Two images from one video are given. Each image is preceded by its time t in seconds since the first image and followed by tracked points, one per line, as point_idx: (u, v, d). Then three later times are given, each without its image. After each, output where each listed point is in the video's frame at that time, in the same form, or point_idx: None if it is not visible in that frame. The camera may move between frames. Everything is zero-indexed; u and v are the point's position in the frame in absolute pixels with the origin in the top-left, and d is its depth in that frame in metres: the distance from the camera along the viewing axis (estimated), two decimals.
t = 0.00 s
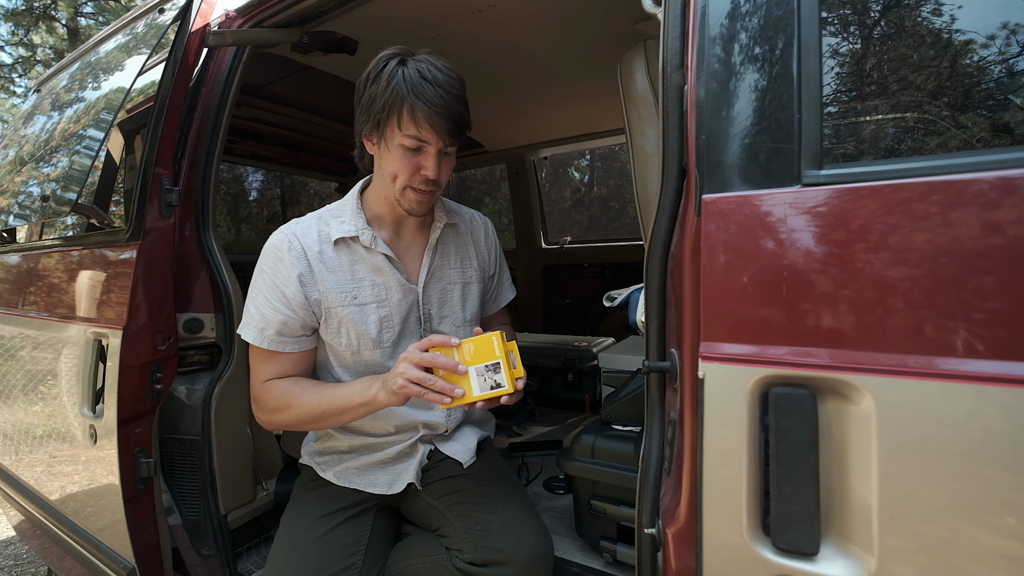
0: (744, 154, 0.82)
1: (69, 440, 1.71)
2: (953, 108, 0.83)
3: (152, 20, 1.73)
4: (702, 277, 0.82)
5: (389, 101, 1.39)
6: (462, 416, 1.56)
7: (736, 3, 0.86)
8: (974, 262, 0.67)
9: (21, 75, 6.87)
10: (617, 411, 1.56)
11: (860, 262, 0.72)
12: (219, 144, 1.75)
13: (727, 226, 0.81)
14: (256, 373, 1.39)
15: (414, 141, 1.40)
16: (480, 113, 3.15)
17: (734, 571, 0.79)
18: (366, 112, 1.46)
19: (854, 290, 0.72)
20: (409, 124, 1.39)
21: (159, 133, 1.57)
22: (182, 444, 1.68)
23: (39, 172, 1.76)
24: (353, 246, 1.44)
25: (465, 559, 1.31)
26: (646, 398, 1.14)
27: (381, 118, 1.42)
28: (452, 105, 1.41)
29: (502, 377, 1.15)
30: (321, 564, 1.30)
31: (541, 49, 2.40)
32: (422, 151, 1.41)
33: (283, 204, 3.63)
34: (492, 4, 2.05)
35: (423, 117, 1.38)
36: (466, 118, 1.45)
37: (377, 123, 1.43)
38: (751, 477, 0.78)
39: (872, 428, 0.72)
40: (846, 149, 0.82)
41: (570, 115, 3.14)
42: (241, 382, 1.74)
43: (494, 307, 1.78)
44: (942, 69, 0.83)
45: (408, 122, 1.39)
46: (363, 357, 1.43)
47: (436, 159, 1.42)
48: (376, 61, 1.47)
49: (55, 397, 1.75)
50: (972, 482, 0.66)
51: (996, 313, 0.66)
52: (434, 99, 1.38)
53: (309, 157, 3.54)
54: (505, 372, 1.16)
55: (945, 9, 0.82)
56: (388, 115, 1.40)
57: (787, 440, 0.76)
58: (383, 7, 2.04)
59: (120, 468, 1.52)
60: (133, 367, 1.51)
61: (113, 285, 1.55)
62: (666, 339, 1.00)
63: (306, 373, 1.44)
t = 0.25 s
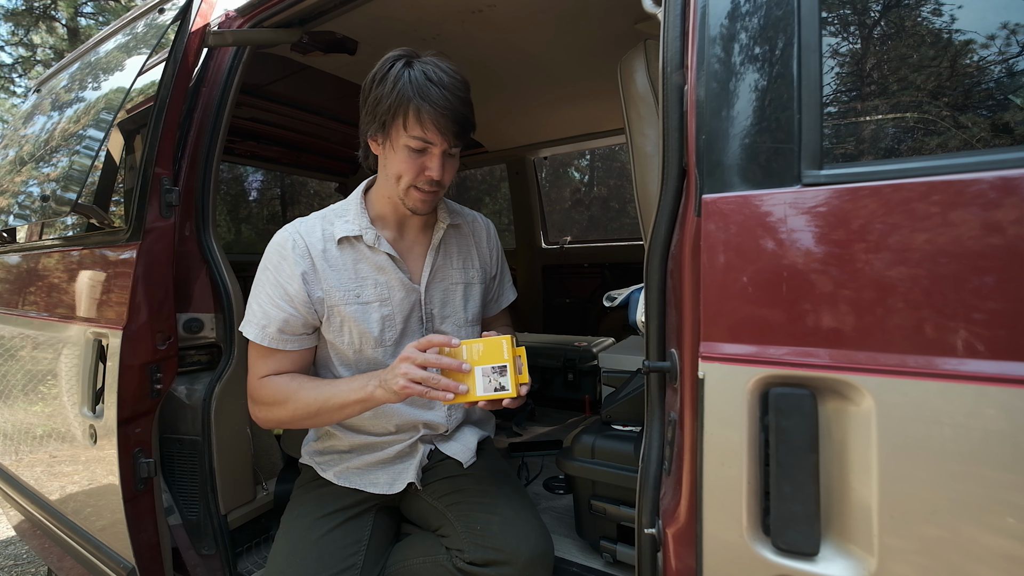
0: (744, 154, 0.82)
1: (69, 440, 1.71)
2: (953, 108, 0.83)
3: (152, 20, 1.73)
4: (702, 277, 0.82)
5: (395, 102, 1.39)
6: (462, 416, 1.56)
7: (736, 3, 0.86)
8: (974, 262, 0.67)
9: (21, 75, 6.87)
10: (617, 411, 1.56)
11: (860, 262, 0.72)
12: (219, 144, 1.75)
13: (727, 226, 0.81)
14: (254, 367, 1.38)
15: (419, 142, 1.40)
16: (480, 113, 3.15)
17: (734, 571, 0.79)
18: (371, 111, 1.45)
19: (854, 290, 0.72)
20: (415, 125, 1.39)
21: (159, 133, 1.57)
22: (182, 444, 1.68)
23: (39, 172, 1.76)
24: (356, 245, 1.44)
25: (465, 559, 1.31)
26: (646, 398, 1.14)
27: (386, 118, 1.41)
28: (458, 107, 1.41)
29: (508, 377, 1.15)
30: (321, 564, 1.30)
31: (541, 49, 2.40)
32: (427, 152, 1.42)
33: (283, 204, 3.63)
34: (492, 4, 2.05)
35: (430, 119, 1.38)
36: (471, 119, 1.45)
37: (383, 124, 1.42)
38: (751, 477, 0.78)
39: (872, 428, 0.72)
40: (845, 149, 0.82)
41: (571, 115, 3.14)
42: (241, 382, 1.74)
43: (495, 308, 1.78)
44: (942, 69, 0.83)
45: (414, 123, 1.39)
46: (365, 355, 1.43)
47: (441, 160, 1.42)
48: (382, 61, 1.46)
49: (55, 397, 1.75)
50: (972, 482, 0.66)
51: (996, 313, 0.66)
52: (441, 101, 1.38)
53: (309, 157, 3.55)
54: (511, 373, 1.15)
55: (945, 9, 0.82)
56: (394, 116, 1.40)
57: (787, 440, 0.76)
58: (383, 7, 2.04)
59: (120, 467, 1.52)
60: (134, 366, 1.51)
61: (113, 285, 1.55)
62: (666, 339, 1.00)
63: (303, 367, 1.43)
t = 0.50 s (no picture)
0: (744, 154, 0.82)
1: (69, 440, 1.71)
2: (953, 108, 0.83)
3: (152, 20, 1.73)
4: (702, 277, 0.82)
5: (402, 102, 1.39)
6: (462, 415, 1.56)
7: (736, 3, 0.86)
8: (974, 262, 0.67)
9: (21, 74, 6.87)
10: (617, 411, 1.56)
11: (860, 262, 0.72)
12: (219, 144, 1.75)
13: (727, 226, 0.81)
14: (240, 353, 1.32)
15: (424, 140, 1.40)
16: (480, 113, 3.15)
17: (734, 571, 0.79)
18: (376, 112, 1.46)
19: (854, 290, 0.72)
20: (421, 125, 1.40)
21: (159, 133, 1.57)
22: (182, 444, 1.68)
23: (39, 172, 1.76)
24: (359, 243, 1.45)
25: (465, 559, 1.32)
26: (646, 398, 1.14)
27: (392, 118, 1.42)
28: (463, 109, 1.42)
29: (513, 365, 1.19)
30: (321, 564, 1.30)
31: (541, 49, 2.40)
32: (432, 151, 1.41)
33: (283, 204, 3.63)
34: (492, 4, 2.05)
35: (436, 119, 1.39)
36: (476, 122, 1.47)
37: (389, 124, 1.43)
38: (751, 477, 0.78)
39: (872, 428, 0.72)
40: (846, 149, 0.82)
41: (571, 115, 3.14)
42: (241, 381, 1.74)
43: (497, 309, 1.78)
44: (942, 69, 0.83)
45: (420, 123, 1.39)
46: (366, 352, 1.42)
47: (446, 160, 1.42)
48: (388, 63, 1.47)
49: (55, 397, 1.75)
50: (972, 482, 0.66)
51: (996, 313, 0.66)
52: (448, 103, 1.40)
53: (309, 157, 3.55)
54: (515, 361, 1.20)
55: (945, 9, 0.82)
56: (400, 116, 1.41)
57: (787, 440, 0.76)
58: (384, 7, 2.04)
59: (120, 467, 1.52)
60: (133, 366, 1.51)
61: (113, 285, 1.55)
62: (667, 339, 1.00)
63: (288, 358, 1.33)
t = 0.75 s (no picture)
0: (744, 154, 0.82)
1: (69, 440, 1.71)
2: (953, 108, 0.83)
3: (152, 20, 1.73)
4: (702, 278, 0.82)
5: (415, 107, 1.40)
6: (461, 414, 1.57)
7: (736, 3, 0.86)
8: (974, 262, 0.67)
9: (21, 75, 6.87)
10: (617, 411, 1.56)
11: (860, 262, 0.72)
12: (219, 144, 1.75)
13: (727, 226, 0.81)
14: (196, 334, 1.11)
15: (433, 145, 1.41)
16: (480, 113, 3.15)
17: (735, 571, 0.79)
18: (388, 114, 1.46)
19: (854, 291, 0.72)
20: (432, 131, 1.40)
21: (159, 133, 1.57)
22: (182, 444, 1.68)
23: (39, 172, 1.76)
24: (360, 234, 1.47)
25: (466, 559, 1.31)
26: (646, 398, 1.14)
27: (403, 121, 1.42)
28: (475, 120, 1.44)
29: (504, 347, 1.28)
30: (322, 565, 1.30)
31: (541, 49, 2.40)
32: (439, 157, 1.42)
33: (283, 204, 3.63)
34: (492, 4, 2.05)
35: (448, 127, 1.39)
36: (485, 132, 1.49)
37: (399, 127, 1.43)
38: (751, 477, 0.78)
39: (872, 428, 0.72)
40: (845, 149, 0.82)
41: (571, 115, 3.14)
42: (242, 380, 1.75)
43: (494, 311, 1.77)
44: (942, 69, 0.83)
45: (432, 129, 1.40)
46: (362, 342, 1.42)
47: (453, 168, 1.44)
48: (405, 67, 1.47)
49: (55, 397, 1.75)
50: (972, 482, 0.66)
51: (996, 313, 0.66)
52: (461, 112, 1.41)
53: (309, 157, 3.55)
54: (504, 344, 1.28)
55: (945, 9, 0.82)
56: (412, 120, 1.41)
57: (787, 441, 0.76)
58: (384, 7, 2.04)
59: (120, 467, 1.52)
60: (134, 366, 1.51)
61: (113, 285, 1.55)
62: (667, 339, 1.00)
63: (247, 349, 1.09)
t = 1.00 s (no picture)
0: (744, 154, 0.82)
1: (69, 440, 1.71)
2: (953, 108, 0.83)
3: (152, 20, 1.73)
4: (702, 278, 0.82)
5: (417, 103, 1.40)
6: (460, 414, 1.57)
7: (736, 3, 0.86)
8: (974, 262, 0.67)
9: (21, 74, 6.87)
10: (617, 411, 1.56)
11: (860, 262, 0.72)
12: (219, 144, 1.75)
13: (727, 226, 0.81)
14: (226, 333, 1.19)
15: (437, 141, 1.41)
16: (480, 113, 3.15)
17: (735, 570, 0.79)
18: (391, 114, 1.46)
19: (854, 290, 0.72)
20: (434, 125, 1.40)
21: (159, 133, 1.57)
22: (182, 444, 1.68)
23: (39, 172, 1.76)
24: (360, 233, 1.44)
25: (465, 558, 1.31)
26: (646, 398, 1.14)
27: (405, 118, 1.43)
28: (479, 115, 1.43)
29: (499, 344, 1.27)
30: (322, 566, 1.30)
31: (542, 49, 2.40)
32: (444, 152, 1.41)
33: (283, 204, 3.63)
34: (492, 4, 2.05)
35: (450, 121, 1.39)
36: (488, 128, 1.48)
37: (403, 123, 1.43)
38: (751, 477, 0.78)
39: (872, 428, 0.72)
40: (845, 149, 0.82)
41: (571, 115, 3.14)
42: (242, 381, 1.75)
43: (492, 312, 1.77)
44: (942, 69, 0.83)
45: (433, 124, 1.40)
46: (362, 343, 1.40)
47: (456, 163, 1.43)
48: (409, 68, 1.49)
49: (55, 397, 1.75)
50: (972, 482, 0.66)
51: (996, 313, 0.66)
52: (462, 107, 1.40)
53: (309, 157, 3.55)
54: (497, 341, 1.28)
55: (945, 9, 0.82)
56: (416, 116, 1.41)
57: (787, 440, 0.76)
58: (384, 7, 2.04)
59: (120, 467, 1.52)
60: (133, 365, 1.51)
61: (113, 285, 1.55)
62: (667, 338, 1.00)
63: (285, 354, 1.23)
